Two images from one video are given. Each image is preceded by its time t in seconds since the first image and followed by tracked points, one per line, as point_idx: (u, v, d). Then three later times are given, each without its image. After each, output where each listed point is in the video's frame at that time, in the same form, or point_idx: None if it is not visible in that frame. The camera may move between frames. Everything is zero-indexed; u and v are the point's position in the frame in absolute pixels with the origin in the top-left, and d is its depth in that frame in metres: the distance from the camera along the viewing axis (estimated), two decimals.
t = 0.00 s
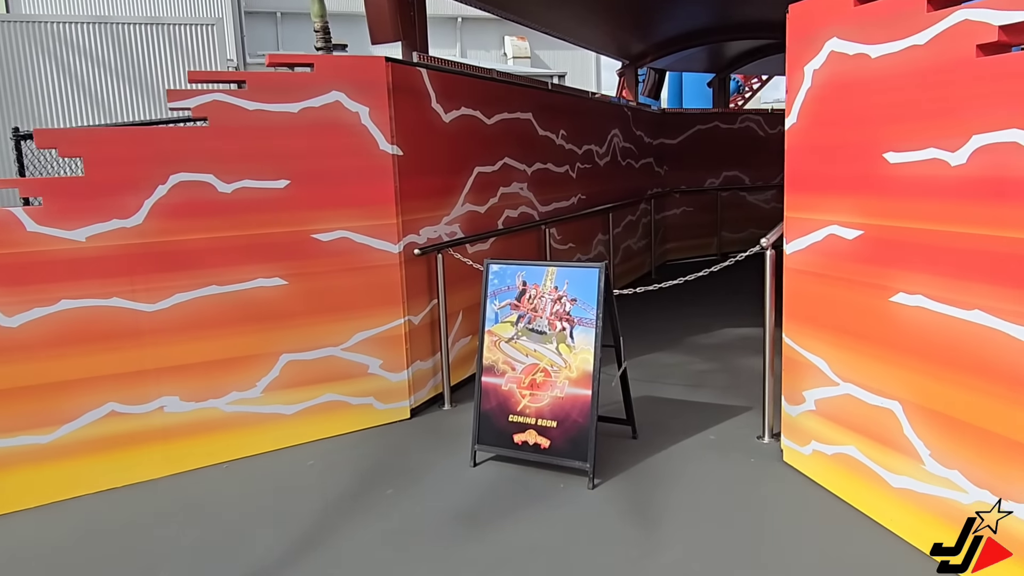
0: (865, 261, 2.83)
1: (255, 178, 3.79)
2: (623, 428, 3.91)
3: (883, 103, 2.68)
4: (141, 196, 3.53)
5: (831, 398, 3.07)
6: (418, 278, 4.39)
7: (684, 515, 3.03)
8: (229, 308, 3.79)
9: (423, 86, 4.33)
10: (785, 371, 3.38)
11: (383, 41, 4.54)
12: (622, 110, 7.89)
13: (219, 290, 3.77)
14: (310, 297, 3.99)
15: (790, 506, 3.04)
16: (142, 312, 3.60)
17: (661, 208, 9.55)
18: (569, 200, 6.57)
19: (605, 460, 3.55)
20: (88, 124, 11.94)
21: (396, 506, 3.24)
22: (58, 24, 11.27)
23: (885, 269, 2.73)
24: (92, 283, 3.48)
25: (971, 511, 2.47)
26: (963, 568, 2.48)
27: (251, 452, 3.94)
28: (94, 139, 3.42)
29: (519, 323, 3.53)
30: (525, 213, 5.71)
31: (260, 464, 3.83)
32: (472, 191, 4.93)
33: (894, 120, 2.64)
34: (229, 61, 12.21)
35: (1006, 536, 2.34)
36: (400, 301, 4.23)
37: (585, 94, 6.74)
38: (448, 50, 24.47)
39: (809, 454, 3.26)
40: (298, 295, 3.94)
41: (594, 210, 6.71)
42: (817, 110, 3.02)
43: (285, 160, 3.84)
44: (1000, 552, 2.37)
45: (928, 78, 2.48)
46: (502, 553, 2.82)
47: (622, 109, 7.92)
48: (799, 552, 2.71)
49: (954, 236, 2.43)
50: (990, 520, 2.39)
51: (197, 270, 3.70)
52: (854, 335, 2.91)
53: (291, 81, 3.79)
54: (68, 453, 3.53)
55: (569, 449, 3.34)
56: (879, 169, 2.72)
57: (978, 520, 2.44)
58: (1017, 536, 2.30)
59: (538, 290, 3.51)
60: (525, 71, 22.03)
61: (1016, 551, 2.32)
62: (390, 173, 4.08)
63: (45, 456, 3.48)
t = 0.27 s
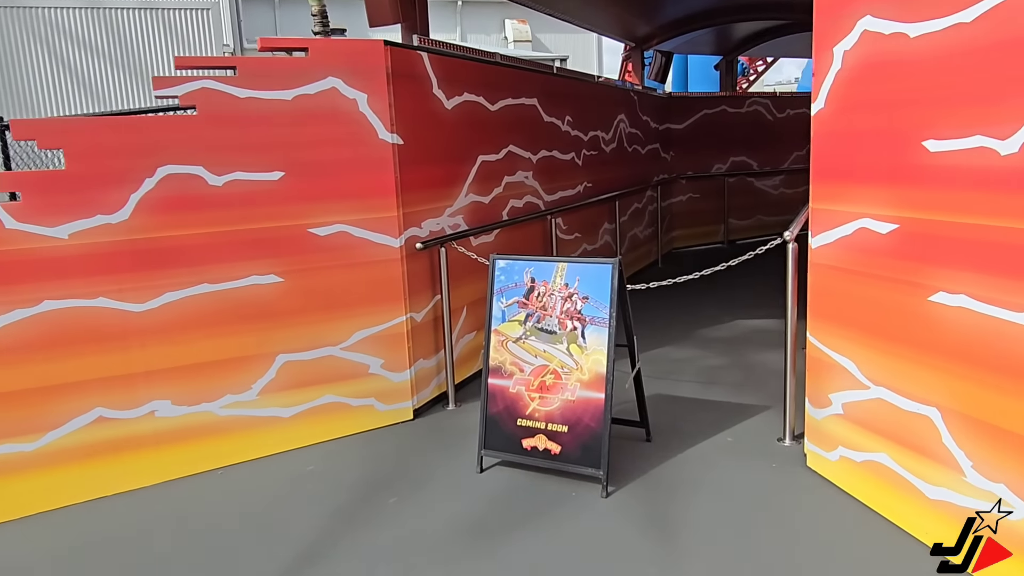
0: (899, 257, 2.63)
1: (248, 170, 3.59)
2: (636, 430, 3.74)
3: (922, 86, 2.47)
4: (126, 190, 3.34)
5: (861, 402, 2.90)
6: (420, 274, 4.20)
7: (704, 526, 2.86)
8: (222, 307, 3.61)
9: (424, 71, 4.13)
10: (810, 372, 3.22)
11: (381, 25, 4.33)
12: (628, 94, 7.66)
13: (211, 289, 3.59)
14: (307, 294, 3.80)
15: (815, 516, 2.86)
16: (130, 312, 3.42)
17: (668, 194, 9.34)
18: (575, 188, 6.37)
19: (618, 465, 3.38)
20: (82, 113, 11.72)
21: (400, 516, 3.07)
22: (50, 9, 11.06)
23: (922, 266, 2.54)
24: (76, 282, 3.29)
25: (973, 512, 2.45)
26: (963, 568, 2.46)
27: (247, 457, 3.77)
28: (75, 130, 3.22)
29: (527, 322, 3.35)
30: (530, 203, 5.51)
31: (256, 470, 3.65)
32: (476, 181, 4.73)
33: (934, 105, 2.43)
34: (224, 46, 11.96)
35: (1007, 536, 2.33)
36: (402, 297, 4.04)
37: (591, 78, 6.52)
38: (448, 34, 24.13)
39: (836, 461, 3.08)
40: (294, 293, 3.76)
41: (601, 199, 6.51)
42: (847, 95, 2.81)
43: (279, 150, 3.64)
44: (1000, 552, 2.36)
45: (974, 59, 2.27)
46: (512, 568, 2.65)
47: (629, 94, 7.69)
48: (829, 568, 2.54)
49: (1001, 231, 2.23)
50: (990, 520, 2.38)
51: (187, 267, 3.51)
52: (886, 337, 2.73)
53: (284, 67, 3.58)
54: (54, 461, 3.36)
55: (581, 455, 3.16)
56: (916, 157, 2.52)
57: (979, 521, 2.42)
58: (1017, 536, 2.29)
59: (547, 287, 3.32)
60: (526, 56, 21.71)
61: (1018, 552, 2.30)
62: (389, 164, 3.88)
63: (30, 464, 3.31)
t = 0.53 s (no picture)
0: (924, 251, 2.51)
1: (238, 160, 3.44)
2: (644, 428, 3.62)
3: (951, 69, 2.33)
4: (110, 183, 3.18)
5: (882, 402, 2.78)
6: (419, 267, 4.06)
7: (717, 531, 2.75)
8: (213, 304, 3.46)
9: (421, 56, 3.96)
10: (827, 369, 3.10)
11: (376, 8, 4.16)
12: (628, 80, 7.49)
13: (201, 285, 3.44)
14: (301, 289, 3.66)
15: (833, 520, 2.76)
16: (116, 310, 3.27)
17: (667, 181, 9.20)
18: (575, 176, 6.22)
19: (626, 467, 3.26)
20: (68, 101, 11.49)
21: (401, 522, 2.96)
22: None
23: (949, 260, 2.41)
24: (59, 279, 3.14)
25: (973, 512, 2.44)
26: (963, 567, 2.42)
27: (240, 459, 3.64)
28: (54, 119, 3.05)
29: (531, 318, 3.22)
30: (530, 192, 5.36)
31: (250, 472, 3.53)
32: (475, 170, 4.58)
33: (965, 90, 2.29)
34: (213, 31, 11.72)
35: (1006, 535, 2.32)
36: (400, 291, 3.90)
37: (591, 63, 6.35)
38: (442, 19, 23.83)
39: (855, 462, 2.97)
40: (287, 289, 3.61)
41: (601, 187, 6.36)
42: (869, 79, 2.67)
43: (271, 140, 3.49)
44: (1000, 552, 2.34)
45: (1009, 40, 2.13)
46: None
47: (628, 79, 7.52)
48: None
49: None
50: (990, 520, 2.37)
51: (176, 263, 3.36)
52: (909, 334, 2.61)
53: (274, 52, 3.42)
54: (39, 466, 3.22)
55: (589, 457, 3.04)
56: (944, 146, 2.38)
57: (978, 520, 2.42)
58: (1016, 534, 2.28)
59: (552, 282, 3.19)
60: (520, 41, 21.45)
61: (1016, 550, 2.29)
62: (386, 153, 3.72)
63: (14, 470, 3.18)
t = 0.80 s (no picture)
0: (950, 240, 2.40)
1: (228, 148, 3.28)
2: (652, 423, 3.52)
3: (982, 48, 2.22)
4: (93, 172, 3.02)
5: (904, 396, 2.69)
6: (416, 259, 3.93)
7: (733, 531, 2.66)
8: (203, 299, 3.32)
9: (417, 40, 3.82)
10: (843, 362, 3.01)
11: None
12: (623, 66, 7.36)
13: (191, 280, 3.29)
14: (295, 283, 3.52)
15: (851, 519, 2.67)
16: (102, 306, 3.12)
17: (662, 170, 9.09)
18: (572, 164, 6.09)
19: (635, 464, 3.17)
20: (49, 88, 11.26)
21: (404, 524, 2.84)
22: None
23: (977, 250, 2.31)
24: (40, 274, 2.98)
25: (973, 511, 2.47)
26: (964, 568, 2.36)
27: (233, 459, 3.51)
28: (33, 105, 2.89)
29: (537, 311, 3.10)
30: (527, 180, 5.23)
31: (244, 473, 3.40)
32: (472, 158, 4.44)
33: (996, 70, 2.18)
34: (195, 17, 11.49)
35: (1007, 536, 2.34)
36: (397, 284, 3.77)
37: (587, 48, 6.21)
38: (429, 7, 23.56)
39: (873, 458, 2.89)
40: (281, 282, 3.47)
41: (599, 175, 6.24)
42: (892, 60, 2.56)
43: (262, 127, 3.33)
44: (1001, 552, 2.37)
45: None
46: None
47: (624, 65, 7.39)
48: None
49: None
50: (991, 520, 2.39)
51: (164, 256, 3.21)
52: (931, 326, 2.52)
53: (265, 35, 3.26)
54: (23, 469, 3.08)
55: (598, 454, 2.94)
56: (973, 129, 2.28)
57: (979, 520, 2.44)
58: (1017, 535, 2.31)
59: (558, 274, 3.06)
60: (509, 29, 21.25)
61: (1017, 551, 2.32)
62: (382, 141, 3.58)
63: None
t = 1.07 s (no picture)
0: (987, 227, 2.27)
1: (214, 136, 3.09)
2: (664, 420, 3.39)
3: None
4: (69, 163, 2.82)
5: (932, 391, 2.57)
6: (414, 252, 3.75)
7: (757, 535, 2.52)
8: (190, 297, 3.13)
9: (412, 21, 3.63)
10: (867, 356, 2.89)
11: None
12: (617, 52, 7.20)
13: (176, 276, 3.10)
14: (287, 278, 3.34)
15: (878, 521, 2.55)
16: (81, 305, 2.92)
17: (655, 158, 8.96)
18: (568, 153, 5.93)
19: (649, 464, 3.03)
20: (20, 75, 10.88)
21: (408, 532, 2.68)
22: None
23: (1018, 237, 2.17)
24: (13, 272, 2.78)
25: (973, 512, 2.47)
26: (964, 568, 2.29)
27: (224, 465, 3.33)
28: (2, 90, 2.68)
29: (545, 306, 2.94)
30: (524, 169, 5.06)
31: (235, 480, 3.22)
32: (469, 146, 4.26)
33: None
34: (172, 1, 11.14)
35: (1007, 536, 2.36)
36: (394, 279, 3.60)
37: (582, 33, 6.03)
38: None
39: (899, 455, 2.77)
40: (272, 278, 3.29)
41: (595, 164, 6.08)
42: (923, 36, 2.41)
43: (250, 113, 3.14)
44: (1001, 552, 2.36)
45: None
46: None
47: (618, 51, 7.22)
48: None
49: None
50: (991, 520, 2.40)
51: (147, 251, 3.02)
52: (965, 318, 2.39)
53: (252, 15, 3.06)
54: None
55: (612, 456, 2.79)
56: (1014, 109, 2.14)
57: (978, 520, 2.45)
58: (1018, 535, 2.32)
59: (568, 267, 2.91)
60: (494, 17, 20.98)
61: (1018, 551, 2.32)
62: (376, 128, 3.40)
63: None
